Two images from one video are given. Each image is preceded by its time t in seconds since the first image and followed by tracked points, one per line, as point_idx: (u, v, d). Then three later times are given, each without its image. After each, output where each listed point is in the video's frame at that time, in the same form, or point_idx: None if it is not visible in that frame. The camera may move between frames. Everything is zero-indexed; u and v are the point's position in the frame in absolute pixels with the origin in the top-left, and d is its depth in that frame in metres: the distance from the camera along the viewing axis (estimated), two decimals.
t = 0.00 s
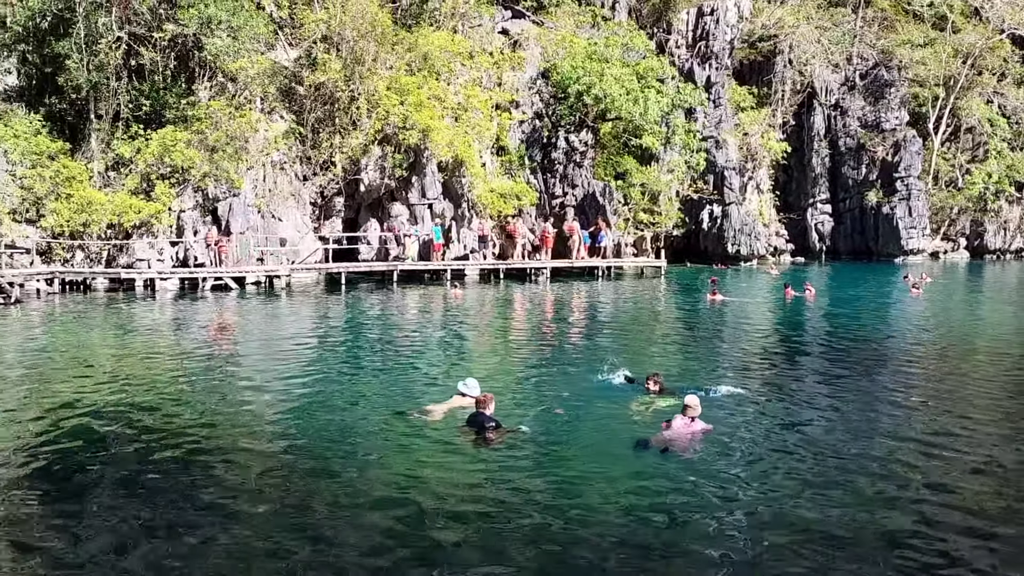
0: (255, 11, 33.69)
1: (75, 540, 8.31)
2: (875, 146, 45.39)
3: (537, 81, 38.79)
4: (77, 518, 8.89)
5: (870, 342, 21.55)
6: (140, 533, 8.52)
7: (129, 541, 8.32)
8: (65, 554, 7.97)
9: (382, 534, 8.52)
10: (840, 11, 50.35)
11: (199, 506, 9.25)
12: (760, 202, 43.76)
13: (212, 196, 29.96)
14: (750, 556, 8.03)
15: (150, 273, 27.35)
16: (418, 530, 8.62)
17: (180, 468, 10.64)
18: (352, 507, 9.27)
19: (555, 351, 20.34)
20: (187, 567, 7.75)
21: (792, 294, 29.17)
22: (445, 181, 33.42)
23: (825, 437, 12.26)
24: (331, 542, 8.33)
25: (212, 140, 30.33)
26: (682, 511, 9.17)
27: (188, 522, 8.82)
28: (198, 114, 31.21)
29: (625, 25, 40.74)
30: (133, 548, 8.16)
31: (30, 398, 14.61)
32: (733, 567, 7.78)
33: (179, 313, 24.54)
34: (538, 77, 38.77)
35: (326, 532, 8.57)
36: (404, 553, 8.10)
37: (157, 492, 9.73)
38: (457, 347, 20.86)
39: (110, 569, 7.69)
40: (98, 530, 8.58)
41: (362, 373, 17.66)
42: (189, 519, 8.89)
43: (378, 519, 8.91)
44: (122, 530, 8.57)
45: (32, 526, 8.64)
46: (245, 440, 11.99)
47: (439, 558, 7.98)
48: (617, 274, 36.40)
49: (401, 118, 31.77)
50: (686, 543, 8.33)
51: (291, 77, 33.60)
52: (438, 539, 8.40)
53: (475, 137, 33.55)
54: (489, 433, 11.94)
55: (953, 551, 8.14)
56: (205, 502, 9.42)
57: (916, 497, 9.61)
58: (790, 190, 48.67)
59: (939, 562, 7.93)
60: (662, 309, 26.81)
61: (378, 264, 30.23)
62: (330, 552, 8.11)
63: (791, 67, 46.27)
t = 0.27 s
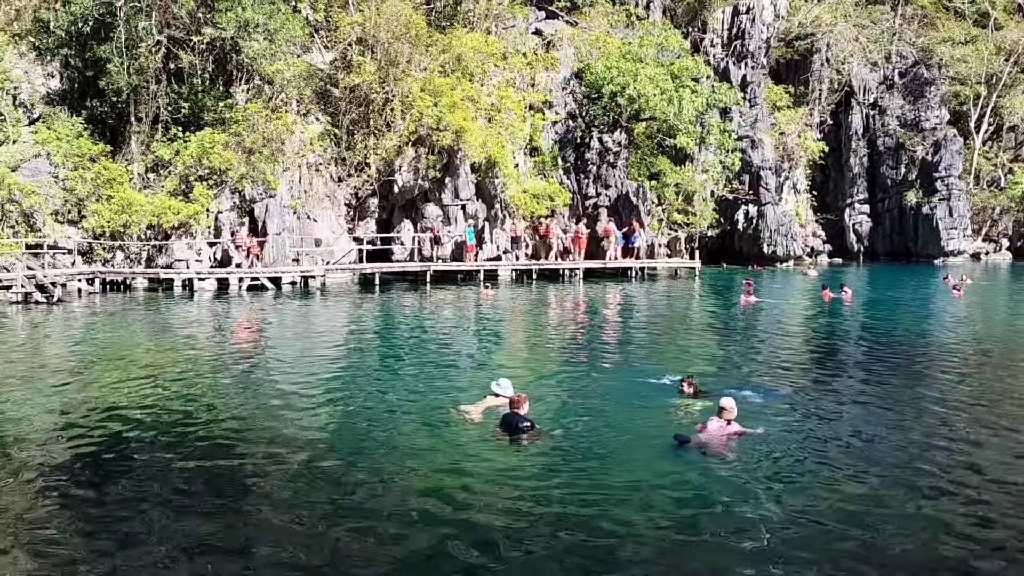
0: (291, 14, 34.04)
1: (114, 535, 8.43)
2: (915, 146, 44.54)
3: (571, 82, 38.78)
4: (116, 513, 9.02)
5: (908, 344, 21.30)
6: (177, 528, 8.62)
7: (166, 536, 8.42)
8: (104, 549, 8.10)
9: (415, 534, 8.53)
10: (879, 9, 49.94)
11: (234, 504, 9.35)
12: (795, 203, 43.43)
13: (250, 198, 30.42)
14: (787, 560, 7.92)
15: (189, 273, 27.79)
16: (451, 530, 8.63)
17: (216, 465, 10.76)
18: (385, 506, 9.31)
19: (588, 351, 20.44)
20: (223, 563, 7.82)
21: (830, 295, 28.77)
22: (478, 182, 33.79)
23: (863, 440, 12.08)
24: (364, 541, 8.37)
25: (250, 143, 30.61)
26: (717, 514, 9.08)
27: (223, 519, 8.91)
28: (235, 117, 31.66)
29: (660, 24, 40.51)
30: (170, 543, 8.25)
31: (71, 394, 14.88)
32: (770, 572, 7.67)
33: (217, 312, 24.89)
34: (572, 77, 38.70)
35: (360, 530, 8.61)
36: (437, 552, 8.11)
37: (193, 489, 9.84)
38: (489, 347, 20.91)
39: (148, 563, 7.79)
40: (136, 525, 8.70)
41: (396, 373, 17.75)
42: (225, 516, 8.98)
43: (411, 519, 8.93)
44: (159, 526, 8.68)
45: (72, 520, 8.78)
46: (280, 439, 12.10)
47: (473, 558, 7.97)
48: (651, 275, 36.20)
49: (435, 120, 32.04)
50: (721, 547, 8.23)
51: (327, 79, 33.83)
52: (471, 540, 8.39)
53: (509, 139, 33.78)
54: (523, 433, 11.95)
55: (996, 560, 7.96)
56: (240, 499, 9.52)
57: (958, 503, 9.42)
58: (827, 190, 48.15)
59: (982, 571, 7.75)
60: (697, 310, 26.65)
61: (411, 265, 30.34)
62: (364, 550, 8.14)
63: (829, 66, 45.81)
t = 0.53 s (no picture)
0: (320, 16, 34.35)
1: (144, 530, 8.54)
2: (947, 145, 44.20)
3: (598, 82, 38.64)
4: (146, 509, 9.13)
5: (940, 345, 21.01)
6: (205, 525, 8.70)
7: (194, 532, 8.50)
8: (134, 544, 8.20)
9: (441, 533, 8.54)
10: (911, 6, 49.16)
11: (261, 501, 9.42)
12: (825, 203, 43.06)
13: (279, 198, 30.72)
14: (816, 564, 7.83)
15: (219, 273, 28.10)
16: (477, 530, 8.62)
17: (244, 463, 10.86)
18: (410, 505, 9.32)
19: (615, 352, 20.33)
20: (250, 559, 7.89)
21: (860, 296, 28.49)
22: (504, 182, 33.76)
23: (894, 444, 11.90)
24: (390, 539, 8.39)
25: (279, 144, 30.85)
26: (745, 516, 8.99)
27: (250, 516, 8.98)
28: (265, 118, 31.69)
29: (688, 23, 40.32)
30: (198, 539, 8.33)
31: (103, 392, 15.14)
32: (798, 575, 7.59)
33: (246, 311, 25.14)
34: (599, 77, 38.65)
35: (385, 529, 8.63)
36: (463, 552, 8.10)
37: (221, 486, 9.93)
38: (516, 347, 20.95)
39: (177, 559, 7.87)
40: (166, 521, 8.80)
41: (422, 373, 17.82)
42: (252, 514, 9.05)
43: (437, 518, 8.94)
44: (187, 522, 8.77)
45: (104, 516, 8.91)
46: (307, 437, 12.19)
47: (499, 559, 7.96)
48: (678, 276, 36.04)
49: (462, 121, 32.18)
50: (749, 550, 8.15)
51: (355, 81, 34.12)
52: (497, 540, 8.38)
53: (535, 139, 33.81)
54: (551, 434, 11.93)
55: None
56: (267, 496, 9.59)
57: (992, 507, 9.25)
58: (858, 190, 47.51)
59: None
60: (725, 311, 26.39)
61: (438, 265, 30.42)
62: (390, 549, 8.16)
63: (860, 64, 45.41)
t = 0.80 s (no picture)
0: (347, 17, 34.56)
1: (172, 528, 8.61)
2: (979, 144, 43.41)
3: (623, 81, 38.50)
4: (174, 507, 9.21)
5: (971, 347, 20.65)
6: (233, 524, 8.76)
7: (221, 531, 8.57)
8: (162, 543, 8.27)
9: (465, 534, 8.53)
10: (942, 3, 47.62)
11: (287, 500, 9.46)
12: (854, 203, 42.67)
13: (306, 198, 31.06)
14: (844, 571, 7.70)
15: (247, 273, 28.37)
16: (496, 529, 8.64)
17: (270, 462, 10.92)
18: (435, 505, 9.31)
19: (643, 355, 19.96)
20: (276, 560, 7.92)
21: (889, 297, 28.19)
22: (530, 182, 33.83)
23: (925, 446, 11.72)
24: (415, 540, 8.38)
25: (305, 144, 30.98)
26: (772, 520, 8.89)
27: (276, 515, 9.03)
28: (292, 119, 31.81)
29: (715, 22, 40.07)
30: (224, 538, 8.39)
31: (134, 390, 15.37)
32: None
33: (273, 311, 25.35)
34: (625, 77, 38.51)
35: (411, 529, 8.64)
36: (487, 554, 8.07)
37: (248, 485, 10.01)
38: (541, 347, 20.99)
39: (205, 557, 7.93)
40: (193, 518, 8.91)
41: (448, 373, 17.89)
42: (277, 513, 9.09)
43: (461, 519, 8.92)
44: (213, 521, 8.82)
45: (132, 512, 9.06)
46: (333, 436, 12.25)
47: (523, 560, 7.92)
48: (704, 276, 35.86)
49: (486, 121, 32.20)
50: (770, 552, 8.10)
51: (381, 82, 34.31)
52: (520, 542, 8.34)
53: (560, 139, 33.76)
54: (578, 433, 11.91)
55: None
56: (293, 495, 9.64)
57: None
58: (888, 191, 47.04)
59: None
60: (752, 312, 26.20)
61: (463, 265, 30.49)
62: (414, 550, 8.15)
63: (889, 62, 44.94)
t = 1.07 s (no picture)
0: (374, 19, 34.79)
1: (198, 525, 8.71)
2: (1012, 143, 42.40)
3: (650, 81, 38.36)
4: (207, 502, 9.37)
5: (1004, 350, 20.26)
6: (259, 521, 8.84)
7: (246, 528, 8.64)
8: (189, 539, 8.37)
9: (489, 535, 8.53)
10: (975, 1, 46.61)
11: (312, 499, 9.53)
12: (884, 203, 42.32)
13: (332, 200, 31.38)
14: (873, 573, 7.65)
15: (274, 273, 28.62)
16: (523, 528, 8.69)
17: (296, 460, 11.02)
18: (459, 505, 9.33)
19: (670, 356, 19.89)
20: (300, 557, 7.97)
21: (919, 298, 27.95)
22: (554, 182, 33.82)
23: (956, 450, 11.54)
24: (438, 540, 8.39)
25: (333, 145, 31.39)
26: (799, 523, 8.80)
27: (300, 513, 9.09)
28: (319, 121, 32.16)
29: (743, 22, 39.77)
30: (250, 536, 8.46)
31: (165, 388, 15.60)
32: None
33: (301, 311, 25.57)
34: (651, 77, 38.36)
35: (435, 529, 8.65)
36: (510, 555, 8.07)
37: (274, 482, 10.10)
38: (568, 347, 21.06)
39: (231, 554, 8.01)
40: (226, 513, 9.05)
41: (474, 372, 17.95)
42: (302, 511, 9.16)
43: (485, 519, 8.93)
44: (240, 518, 8.91)
45: (166, 506, 9.23)
46: (359, 435, 12.33)
47: (546, 561, 7.90)
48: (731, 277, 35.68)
49: (512, 122, 32.22)
50: (797, 554, 8.08)
51: (407, 83, 34.81)
52: (543, 543, 8.33)
53: (586, 139, 33.73)
54: (603, 435, 11.88)
55: None
56: (318, 494, 9.71)
57: None
58: (918, 191, 46.66)
59: None
60: (780, 313, 26.08)
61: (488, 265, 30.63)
62: (437, 550, 8.17)
63: (920, 61, 44.33)
